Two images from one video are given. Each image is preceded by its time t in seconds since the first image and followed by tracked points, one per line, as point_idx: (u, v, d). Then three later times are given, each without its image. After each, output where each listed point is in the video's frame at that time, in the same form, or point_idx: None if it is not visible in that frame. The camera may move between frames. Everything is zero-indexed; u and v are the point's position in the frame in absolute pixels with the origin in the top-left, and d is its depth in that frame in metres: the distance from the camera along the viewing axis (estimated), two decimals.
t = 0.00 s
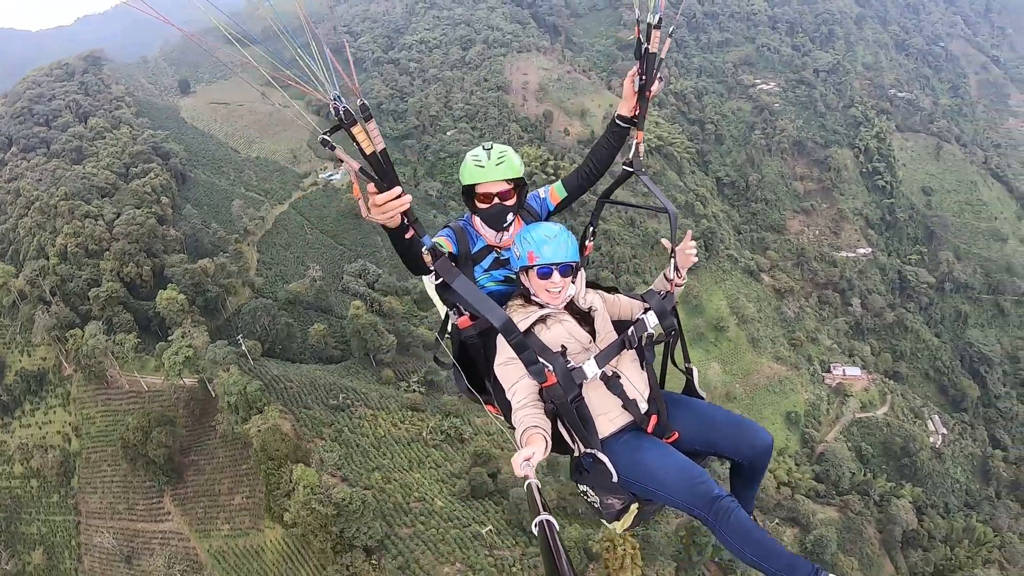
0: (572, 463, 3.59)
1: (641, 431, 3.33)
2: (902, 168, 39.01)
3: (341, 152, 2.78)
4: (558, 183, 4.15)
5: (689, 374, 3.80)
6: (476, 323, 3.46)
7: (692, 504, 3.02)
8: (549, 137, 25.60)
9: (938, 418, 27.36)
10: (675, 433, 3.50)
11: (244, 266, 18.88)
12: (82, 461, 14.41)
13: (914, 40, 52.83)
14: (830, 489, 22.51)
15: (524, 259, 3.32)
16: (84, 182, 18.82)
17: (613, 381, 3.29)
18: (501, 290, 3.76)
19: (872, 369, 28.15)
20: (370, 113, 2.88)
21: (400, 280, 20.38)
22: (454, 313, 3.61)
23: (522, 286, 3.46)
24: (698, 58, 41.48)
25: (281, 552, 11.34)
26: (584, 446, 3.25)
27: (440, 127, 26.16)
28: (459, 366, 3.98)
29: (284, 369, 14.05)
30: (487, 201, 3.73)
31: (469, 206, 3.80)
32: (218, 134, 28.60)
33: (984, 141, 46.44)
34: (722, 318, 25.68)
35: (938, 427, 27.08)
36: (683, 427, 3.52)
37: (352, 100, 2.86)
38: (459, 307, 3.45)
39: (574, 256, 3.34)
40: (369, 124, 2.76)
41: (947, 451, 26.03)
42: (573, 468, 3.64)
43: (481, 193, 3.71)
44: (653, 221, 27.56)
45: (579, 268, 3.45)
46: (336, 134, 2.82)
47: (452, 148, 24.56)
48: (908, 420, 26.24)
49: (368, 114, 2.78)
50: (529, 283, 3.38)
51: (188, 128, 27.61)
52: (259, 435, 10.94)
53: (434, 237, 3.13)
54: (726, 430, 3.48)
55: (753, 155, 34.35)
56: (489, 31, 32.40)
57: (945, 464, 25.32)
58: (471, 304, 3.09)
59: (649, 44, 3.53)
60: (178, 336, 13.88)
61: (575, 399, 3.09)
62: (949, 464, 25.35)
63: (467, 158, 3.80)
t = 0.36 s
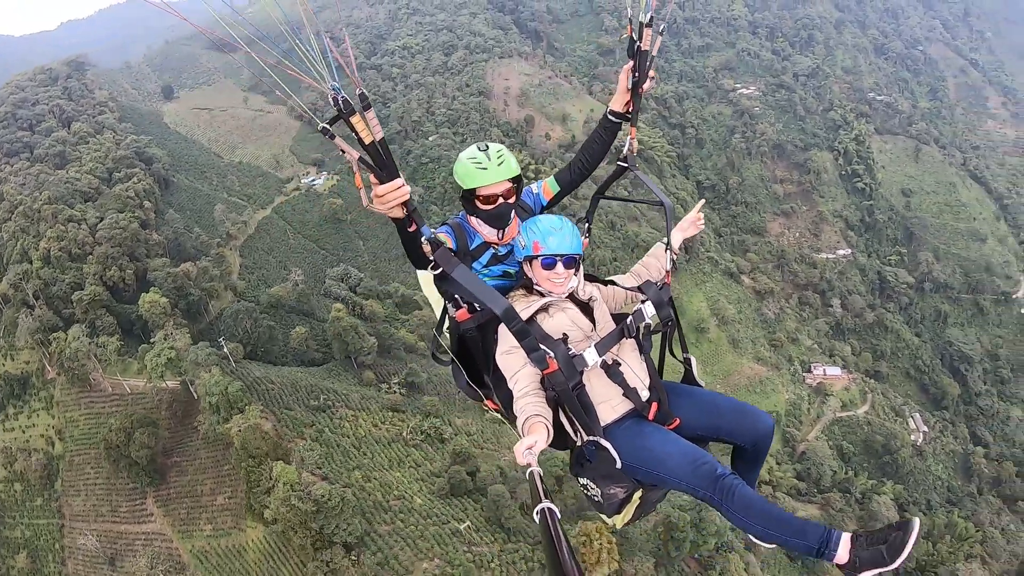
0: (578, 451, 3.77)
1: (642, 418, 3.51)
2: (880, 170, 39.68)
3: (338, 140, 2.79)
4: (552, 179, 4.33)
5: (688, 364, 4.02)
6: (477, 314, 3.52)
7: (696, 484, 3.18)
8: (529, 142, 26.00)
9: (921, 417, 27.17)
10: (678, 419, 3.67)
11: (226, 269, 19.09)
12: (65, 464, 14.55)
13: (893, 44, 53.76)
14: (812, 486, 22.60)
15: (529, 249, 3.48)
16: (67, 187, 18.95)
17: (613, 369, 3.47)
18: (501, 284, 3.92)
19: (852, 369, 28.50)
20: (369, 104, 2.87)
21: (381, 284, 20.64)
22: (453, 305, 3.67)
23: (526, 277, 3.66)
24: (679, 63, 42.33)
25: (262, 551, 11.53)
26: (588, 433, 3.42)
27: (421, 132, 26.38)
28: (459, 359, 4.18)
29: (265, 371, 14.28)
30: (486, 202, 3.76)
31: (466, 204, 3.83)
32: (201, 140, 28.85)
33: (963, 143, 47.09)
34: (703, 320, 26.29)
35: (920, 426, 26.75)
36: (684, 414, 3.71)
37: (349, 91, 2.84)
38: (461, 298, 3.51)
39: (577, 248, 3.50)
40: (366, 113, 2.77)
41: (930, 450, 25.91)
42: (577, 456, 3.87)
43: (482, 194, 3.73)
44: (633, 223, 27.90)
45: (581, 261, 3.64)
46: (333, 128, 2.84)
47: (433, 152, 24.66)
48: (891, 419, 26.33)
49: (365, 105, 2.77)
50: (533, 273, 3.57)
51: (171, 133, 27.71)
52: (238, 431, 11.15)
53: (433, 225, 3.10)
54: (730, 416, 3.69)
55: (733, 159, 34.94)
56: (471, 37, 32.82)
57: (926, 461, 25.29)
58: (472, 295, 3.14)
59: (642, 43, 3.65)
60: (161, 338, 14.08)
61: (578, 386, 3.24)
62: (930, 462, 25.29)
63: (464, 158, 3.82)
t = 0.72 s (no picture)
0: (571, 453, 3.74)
1: (635, 417, 3.47)
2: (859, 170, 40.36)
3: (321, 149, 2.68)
4: (536, 189, 4.40)
5: (676, 365, 4.01)
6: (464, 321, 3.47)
7: (695, 476, 3.17)
8: (511, 145, 26.31)
9: (902, 412, 27.44)
10: (671, 416, 3.69)
11: (209, 273, 19.28)
12: (51, 467, 14.69)
13: (872, 46, 54.69)
14: (795, 482, 22.60)
15: (520, 254, 3.46)
16: (51, 192, 19.07)
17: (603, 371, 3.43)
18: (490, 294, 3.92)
19: (835, 366, 28.85)
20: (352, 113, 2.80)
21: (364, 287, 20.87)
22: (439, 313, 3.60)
23: (515, 282, 3.62)
24: (660, 66, 43.08)
25: (246, 549, 11.79)
26: (582, 434, 3.38)
27: (404, 136, 26.69)
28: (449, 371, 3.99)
29: (248, 372, 14.51)
30: (476, 214, 3.81)
31: (453, 215, 3.90)
32: (185, 145, 29.06)
33: (943, 142, 47.80)
34: (684, 319, 26.59)
35: (902, 421, 27.11)
36: (677, 411, 3.71)
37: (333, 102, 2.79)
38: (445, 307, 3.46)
39: (566, 253, 3.47)
40: (350, 123, 2.71)
41: (913, 445, 26.08)
42: (569, 459, 3.83)
43: (472, 207, 3.79)
44: (614, 224, 28.28)
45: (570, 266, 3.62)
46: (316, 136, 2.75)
47: (416, 156, 24.93)
48: (873, 415, 26.62)
49: (350, 114, 2.72)
50: (524, 278, 3.54)
51: (155, 138, 27.84)
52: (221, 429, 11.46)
53: (418, 233, 3.01)
54: (722, 410, 3.72)
55: (714, 160, 35.52)
56: (453, 41, 33.18)
57: (910, 457, 25.42)
58: (458, 301, 3.03)
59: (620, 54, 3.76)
60: (145, 341, 14.27)
61: (569, 388, 3.20)
62: (913, 457, 25.44)
63: (450, 168, 3.84)
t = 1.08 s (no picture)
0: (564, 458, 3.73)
1: (629, 420, 3.48)
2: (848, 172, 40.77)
3: (315, 155, 2.78)
4: (527, 193, 4.38)
5: (668, 365, 4.09)
6: (456, 327, 3.50)
7: (691, 478, 3.16)
8: (501, 145, 26.52)
9: (889, 413, 27.61)
10: (664, 418, 3.74)
11: (199, 269, 19.48)
12: (40, 460, 14.86)
13: (863, 50, 55.28)
14: (781, 481, 22.75)
15: (511, 259, 3.48)
16: (43, 188, 19.21)
17: (597, 375, 3.43)
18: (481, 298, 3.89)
19: (823, 367, 29.09)
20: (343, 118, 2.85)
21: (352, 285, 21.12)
22: (431, 319, 3.62)
23: (506, 287, 3.64)
24: (651, 68, 43.58)
25: (232, 540, 11.99)
26: (578, 439, 3.37)
27: (395, 135, 26.91)
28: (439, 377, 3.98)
29: (235, 367, 14.77)
30: (470, 220, 3.85)
31: (445, 220, 3.92)
32: (177, 142, 29.24)
33: (932, 145, 48.25)
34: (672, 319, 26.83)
35: (889, 421, 27.25)
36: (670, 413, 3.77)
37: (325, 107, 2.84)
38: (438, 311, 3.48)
39: (557, 258, 3.50)
40: (342, 130, 2.74)
41: (900, 446, 26.27)
42: (561, 464, 3.80)
43: (466, 213, 3.83)
44: (603, 225, 28.59)
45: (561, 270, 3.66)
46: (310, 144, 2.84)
47: (406, 155, 25.17)
48: (860, 415, 26.78)
49: (342, 120, 2.77)
50: (515, 283, 3.55)
51: (147, 135, 28.00)
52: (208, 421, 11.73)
53: (412, 240, 3.07)
54: (714, 409, 3.79)
55: (704, 161, 35.90)
56: (445, 42, 33.44)
57: (896, 457, 25.56)
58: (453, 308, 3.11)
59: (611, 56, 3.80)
60: (134, 334, 14.46)
61: (564, 393, 3.20)
62: (899, 457, 25.60)
63: (443, 172, 3.89)
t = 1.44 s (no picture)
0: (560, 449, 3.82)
1: (623, 411, 3.55)
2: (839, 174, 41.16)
3: (310, 143, 2.92)
4: (521, 187, 4.42)
5: (664, 356, 4.14)
6: (452, 319, 3.58)
7: (683, 469, 3.25)
8: (494, 145, 26.76)
9: (878, 413, 27.73)
10: (660, 408, 3.81)
11: (192, 265, 19.71)
12: (32, 452, 15.07)
13: (855, 54, 55.83)
14: (768, 480, 22.99)
15: (507, 255, 3.57)
16: (38, 183, 19.38)
17: (591, 364, 3.52)
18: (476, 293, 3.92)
19: (812, 367, 29.30)
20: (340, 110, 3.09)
21: (344, 283, 21.36)
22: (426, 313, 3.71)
23: (500, 281, 3.73)
24: (644, 70, 44.08)
25: (220, 530, 12.22)
26: (571, 429, 3.47)
27: (388, 135, 27.16)
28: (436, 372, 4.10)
29: (226, 360, 15.02)
30: (462, 214, 3.87)
31: (436, 216, 3.93)
32: (171, 139, 29.45)
33: (924, 148, 48.65)
34: (661, 319, 27.13)
35: (878, 422, 27.33)
36: (665, 403, 3.83)
37: (323, 99, 3.06)
38: (434, 304, 3.56)
39: (550, 254, 3.59)
40: (338, 118, 2.98)
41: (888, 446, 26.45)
42: (560, 454, 3.91)
43: (458, 207, 3.85)
44: (593, 225, 28.92)
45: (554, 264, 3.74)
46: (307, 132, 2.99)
47: (399, 155, 25.43)
48: (847, 415, 27.04)
49: (338, 109, 3.01)
50: (509, 276, 3.63)
51: (142, 132, 28.21)
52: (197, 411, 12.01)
53: (406, 232, 3.33)
54: (707, 397, 3.84)
55: (695, 163, 36.24)
56: (439, 42, 33.69)
57: (884, 457, 25.72)
58: (450, 296, 3.33)
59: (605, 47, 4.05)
60: (127, 328, 14.73)
61: (557, 382, 3.31)
62: (888, 457, 25.77)
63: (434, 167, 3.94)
